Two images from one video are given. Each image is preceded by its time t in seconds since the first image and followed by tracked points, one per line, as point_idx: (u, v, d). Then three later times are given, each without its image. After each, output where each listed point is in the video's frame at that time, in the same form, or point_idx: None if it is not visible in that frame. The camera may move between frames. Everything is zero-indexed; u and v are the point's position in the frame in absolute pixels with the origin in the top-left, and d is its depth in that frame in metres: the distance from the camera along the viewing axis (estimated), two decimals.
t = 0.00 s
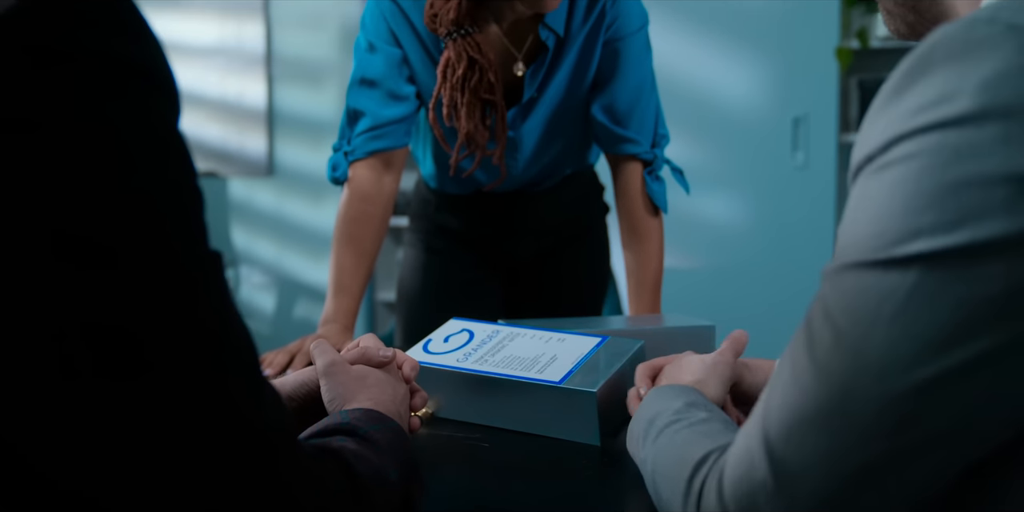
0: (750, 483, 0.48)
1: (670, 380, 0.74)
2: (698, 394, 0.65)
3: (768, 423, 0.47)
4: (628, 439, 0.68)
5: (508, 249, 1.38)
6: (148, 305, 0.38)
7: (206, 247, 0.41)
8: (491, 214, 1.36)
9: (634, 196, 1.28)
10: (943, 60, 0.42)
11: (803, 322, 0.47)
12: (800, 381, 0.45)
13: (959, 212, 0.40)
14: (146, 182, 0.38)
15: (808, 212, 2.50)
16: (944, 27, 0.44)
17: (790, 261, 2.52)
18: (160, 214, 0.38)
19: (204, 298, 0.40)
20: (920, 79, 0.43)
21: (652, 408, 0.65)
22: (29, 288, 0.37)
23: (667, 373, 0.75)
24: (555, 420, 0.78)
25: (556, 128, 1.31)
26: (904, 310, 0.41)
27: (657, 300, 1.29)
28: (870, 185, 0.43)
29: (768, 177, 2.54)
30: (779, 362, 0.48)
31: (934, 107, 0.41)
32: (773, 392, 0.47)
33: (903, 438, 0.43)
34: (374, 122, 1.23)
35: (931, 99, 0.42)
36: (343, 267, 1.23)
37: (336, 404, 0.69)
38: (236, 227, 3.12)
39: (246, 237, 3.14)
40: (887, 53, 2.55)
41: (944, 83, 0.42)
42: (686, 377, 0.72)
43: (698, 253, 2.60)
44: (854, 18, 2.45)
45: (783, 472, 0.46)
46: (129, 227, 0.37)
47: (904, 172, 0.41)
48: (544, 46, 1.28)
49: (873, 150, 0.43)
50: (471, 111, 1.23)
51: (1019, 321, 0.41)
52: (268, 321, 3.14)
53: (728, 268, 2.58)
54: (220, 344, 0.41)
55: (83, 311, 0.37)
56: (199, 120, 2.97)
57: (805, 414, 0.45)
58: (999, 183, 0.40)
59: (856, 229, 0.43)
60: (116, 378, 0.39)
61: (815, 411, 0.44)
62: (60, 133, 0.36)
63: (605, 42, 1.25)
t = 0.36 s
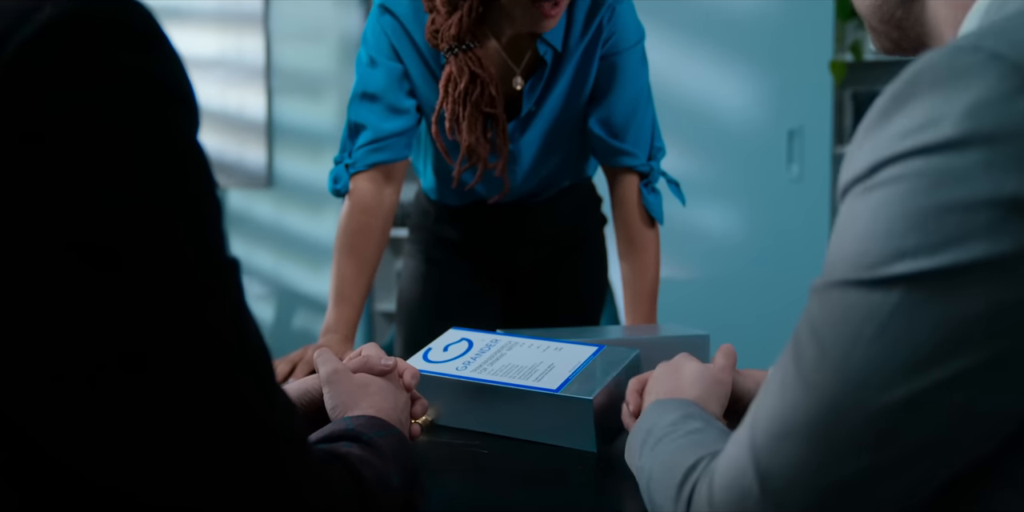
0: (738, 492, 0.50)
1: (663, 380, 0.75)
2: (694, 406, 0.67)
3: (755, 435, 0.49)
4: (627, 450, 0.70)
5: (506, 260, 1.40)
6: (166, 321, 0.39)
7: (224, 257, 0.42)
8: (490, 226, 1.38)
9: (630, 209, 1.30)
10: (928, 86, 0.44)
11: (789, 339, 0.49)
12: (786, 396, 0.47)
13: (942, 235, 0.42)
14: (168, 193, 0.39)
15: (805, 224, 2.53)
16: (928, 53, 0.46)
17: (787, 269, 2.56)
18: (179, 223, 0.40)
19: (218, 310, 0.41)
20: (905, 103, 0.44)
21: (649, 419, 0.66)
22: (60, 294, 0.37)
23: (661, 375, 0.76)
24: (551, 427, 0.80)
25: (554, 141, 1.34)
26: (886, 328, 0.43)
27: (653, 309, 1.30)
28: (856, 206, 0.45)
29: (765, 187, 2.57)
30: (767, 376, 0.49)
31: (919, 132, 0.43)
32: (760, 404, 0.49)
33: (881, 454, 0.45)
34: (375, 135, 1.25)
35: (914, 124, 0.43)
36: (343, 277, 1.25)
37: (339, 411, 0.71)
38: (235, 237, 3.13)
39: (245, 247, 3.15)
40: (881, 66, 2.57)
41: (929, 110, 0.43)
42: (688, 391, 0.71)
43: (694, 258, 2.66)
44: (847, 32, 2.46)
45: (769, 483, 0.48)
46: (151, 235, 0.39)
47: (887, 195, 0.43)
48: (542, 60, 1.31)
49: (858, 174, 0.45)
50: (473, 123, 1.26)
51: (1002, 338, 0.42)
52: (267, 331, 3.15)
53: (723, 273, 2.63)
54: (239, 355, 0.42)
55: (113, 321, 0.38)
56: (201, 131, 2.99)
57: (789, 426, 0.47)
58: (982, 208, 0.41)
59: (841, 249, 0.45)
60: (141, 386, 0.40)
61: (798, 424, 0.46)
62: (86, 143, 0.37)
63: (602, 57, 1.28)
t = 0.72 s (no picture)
0: (728, 498, 0.52)
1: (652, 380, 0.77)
2: (683, 405, 0.69)
3: (745, 443, 0.51)
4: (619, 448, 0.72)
5: (505, 269, 1.42)
6: (185, 328, 0.42)
7: (242, 265, 0.45)
8: (489, 236, 1.41)
9: (627, 220, 1.33)
10: (912, 107, 0.46)
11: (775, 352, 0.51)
12: (773, 407, 0.49)
13: (919, 254, 0.44)
14: (189, 204, 0.42)
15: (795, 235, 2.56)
16: (912, 72, 0.48)
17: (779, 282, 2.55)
18: (201, 234, 0.42)
19: (233, 317, 0.43)
20: (889, 122, 0.46)
21: (640, 419, 0.68)
22: (94, 309, 0.40)
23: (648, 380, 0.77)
24: (549, 431, 0.82)
25: (552, 155, 1.36)
26: (868, 344, 0.45)
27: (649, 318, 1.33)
28: (841, 222, 0.47)
29: (758, 199, 2.66)
30: (755, 386, 0.52)
31: (902, 152, 0.45)
32: (748, 413, 0.51)
33: (867, 463, 0.47)
34: (378, 147, 1.28)
35: (896, 145, 0.45)
36: (346, 287, 1.27)
37: (341, 416, 0.73)
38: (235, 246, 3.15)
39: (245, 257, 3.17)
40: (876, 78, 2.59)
41: (911, 131, 0.45)
42: (677, 390, 0.74)
43: (686, 270, 2.60)
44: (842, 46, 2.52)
45: (758, 491, 0.50)
46: (172, 245, 0.41)
47: (870, 214, 0.45)
48: (541, 74, 1.33)
49: (843, 191, 0.47)
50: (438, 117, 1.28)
51: (976, 356, 0.44)
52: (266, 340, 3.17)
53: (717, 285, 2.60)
54: (255, 363, 0.45)
55: (139, 335, 0.41)
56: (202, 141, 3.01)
57: (777, 435, 0.49)
58: (959, 229, 0.43)
59: (825, 264, 0.47)
60: (166, 397, 0.42)
61: (785, 434, 0.48)
62: (113, 158, 0.40)
63: (600, 71, 1.30)
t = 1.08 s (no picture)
0: (718, 499, 0.54)
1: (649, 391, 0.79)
2: (678, 412, 0.71)
3: (732, 444, 0.53)
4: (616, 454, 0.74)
5: (503, 279, 1.44)
6: (198, 335, 0.44)
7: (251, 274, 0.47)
8: (488, 246, 1.43)
9: (623, 231, 1.35)
10: (884, 124, 0.49)
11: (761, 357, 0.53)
12: (759, 410, 0.51)
13: (896, 260, 0.46)
14: (200, 219, 0.44)
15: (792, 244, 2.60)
16: (885, 93, 0.50)
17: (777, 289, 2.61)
18: (211, 247, 0.44)
19: (240, 325, 0.46)
20: (865, 139, 0.49)
21: (636, 426, 0.70)
22: (114, 316, 0.42)
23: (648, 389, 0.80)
24: (547, 438, 0.84)
25: (546, 168, 1.40)
26: (848, 347, 0.48)
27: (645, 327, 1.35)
28: (823, 231, 0.49)
29: (755, 209, 2.66)
30: (742, 390, 0.54)
31: (877, 165, 0.47)
32: (734, 417, 0.53)
33: (852, 459, 0.49)
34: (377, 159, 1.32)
35: (872, 158, 0.48)
36: (347, 296, 1.29)
37: (345, 422, 0.75)
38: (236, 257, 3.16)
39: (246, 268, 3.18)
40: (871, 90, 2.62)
41: (884, 147, 0.48)
42: (672, 399, 0.76)
43: (684, 281, 2.65)
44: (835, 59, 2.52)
45: (746, 492, 0.52)
46: (184, 259, 0.43)
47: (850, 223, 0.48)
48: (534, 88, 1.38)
49: (824, 202, 0.49)
50: (391, 111, 1.29)
51: (951, 357, 0.47)
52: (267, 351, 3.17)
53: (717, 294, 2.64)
54: (264, 367, 0.47)
55: (158, 342, 0.43)
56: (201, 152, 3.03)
57: (764, 436, 0.51)
58: (934, 236, 0.46)
59: (808, 270, 0.50)
60: (183, 399, 0.44)
61: (772, 436, 0.50)
62: (132, 174, 0.42)
63: (592, 85, 1.35)
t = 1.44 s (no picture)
0: (711, 504, 0.56)
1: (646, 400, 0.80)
2: (672, 420, 0.72)
3: (725, 451, 0.55)
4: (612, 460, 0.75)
5: (501, 290, 1.45)
6: (205, 346, 0.45)
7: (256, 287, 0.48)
8: (486, 257, 1.44)
9: (619, 242, 1.36)
10: (870, 140, 0.50)
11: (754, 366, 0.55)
12: (752, 418, 0.53)
13: (882, 272, 0.48)
14: (205, 235, 0.45)
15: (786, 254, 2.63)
16: (873, 109, 0.52)
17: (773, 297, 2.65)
18: (216, 261, 0.45)
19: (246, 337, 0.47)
20: (851, 155, 0.50)
21: (632, 433, 0.72)
22: (126, 327, 0.44)
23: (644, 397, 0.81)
24: (545, 446, 0.86)
25: (543, 181, 1.42)
26: (837, 355, 0.49)
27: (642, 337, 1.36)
28: (814, 243, 0.51)
29: (752, 218, 2.68)
30: (735, 399, 0.55)
31: (864, 181, 0.49)
32: (727, 425, 0.55)
33: (844, 463, 0.50)
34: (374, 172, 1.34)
35: (861, 172, 0.49)
36: (347, 306, 1.31)
37: (346, 429, 0.76)
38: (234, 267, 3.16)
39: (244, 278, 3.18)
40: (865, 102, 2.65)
41: (870, 163, 0.49)
42: (668, 407, 0.77)
43: (682, 290, 2.70)
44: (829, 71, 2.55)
45: (739, 496, 0.54)
46: (190, 275, 0.44)
47: (837, 237, 0.49)
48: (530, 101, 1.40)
49: (814, 216, 0.51)
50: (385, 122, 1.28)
51: (936, 364, 0.48)
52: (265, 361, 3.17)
53: (715, 304, 2.68)
54: (268, 377, 0.48)
55: (169, 352, 0.45)
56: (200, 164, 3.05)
57: (756, 442, 0.52)
58: (918, 248, 0.47)
59: (799, 282, 0.51)
60: (191, 408, 0.46)
61: (763, 443, 0.52)
62: (141, 190, 0.43)
63: (588, 98, 1.38)
